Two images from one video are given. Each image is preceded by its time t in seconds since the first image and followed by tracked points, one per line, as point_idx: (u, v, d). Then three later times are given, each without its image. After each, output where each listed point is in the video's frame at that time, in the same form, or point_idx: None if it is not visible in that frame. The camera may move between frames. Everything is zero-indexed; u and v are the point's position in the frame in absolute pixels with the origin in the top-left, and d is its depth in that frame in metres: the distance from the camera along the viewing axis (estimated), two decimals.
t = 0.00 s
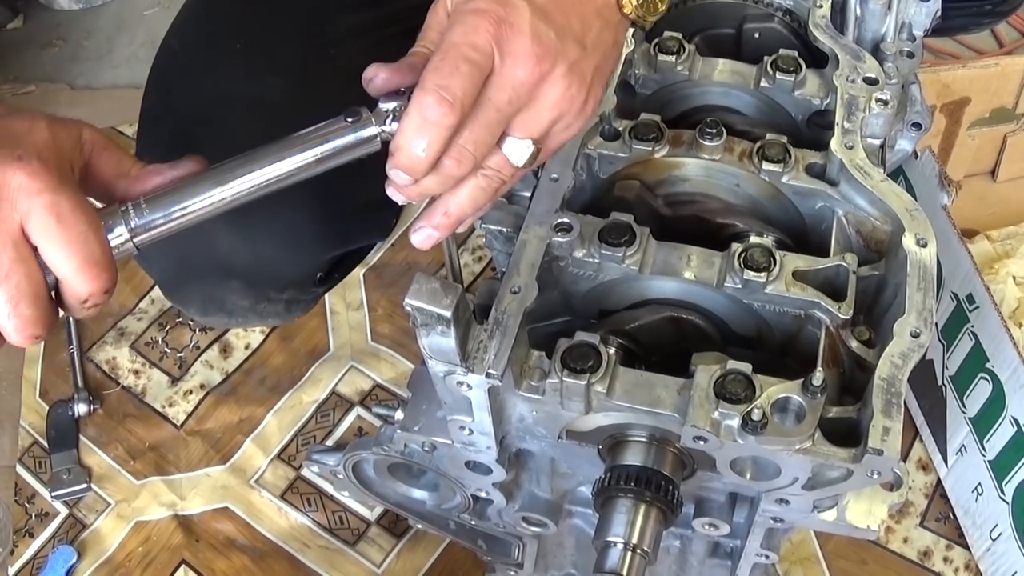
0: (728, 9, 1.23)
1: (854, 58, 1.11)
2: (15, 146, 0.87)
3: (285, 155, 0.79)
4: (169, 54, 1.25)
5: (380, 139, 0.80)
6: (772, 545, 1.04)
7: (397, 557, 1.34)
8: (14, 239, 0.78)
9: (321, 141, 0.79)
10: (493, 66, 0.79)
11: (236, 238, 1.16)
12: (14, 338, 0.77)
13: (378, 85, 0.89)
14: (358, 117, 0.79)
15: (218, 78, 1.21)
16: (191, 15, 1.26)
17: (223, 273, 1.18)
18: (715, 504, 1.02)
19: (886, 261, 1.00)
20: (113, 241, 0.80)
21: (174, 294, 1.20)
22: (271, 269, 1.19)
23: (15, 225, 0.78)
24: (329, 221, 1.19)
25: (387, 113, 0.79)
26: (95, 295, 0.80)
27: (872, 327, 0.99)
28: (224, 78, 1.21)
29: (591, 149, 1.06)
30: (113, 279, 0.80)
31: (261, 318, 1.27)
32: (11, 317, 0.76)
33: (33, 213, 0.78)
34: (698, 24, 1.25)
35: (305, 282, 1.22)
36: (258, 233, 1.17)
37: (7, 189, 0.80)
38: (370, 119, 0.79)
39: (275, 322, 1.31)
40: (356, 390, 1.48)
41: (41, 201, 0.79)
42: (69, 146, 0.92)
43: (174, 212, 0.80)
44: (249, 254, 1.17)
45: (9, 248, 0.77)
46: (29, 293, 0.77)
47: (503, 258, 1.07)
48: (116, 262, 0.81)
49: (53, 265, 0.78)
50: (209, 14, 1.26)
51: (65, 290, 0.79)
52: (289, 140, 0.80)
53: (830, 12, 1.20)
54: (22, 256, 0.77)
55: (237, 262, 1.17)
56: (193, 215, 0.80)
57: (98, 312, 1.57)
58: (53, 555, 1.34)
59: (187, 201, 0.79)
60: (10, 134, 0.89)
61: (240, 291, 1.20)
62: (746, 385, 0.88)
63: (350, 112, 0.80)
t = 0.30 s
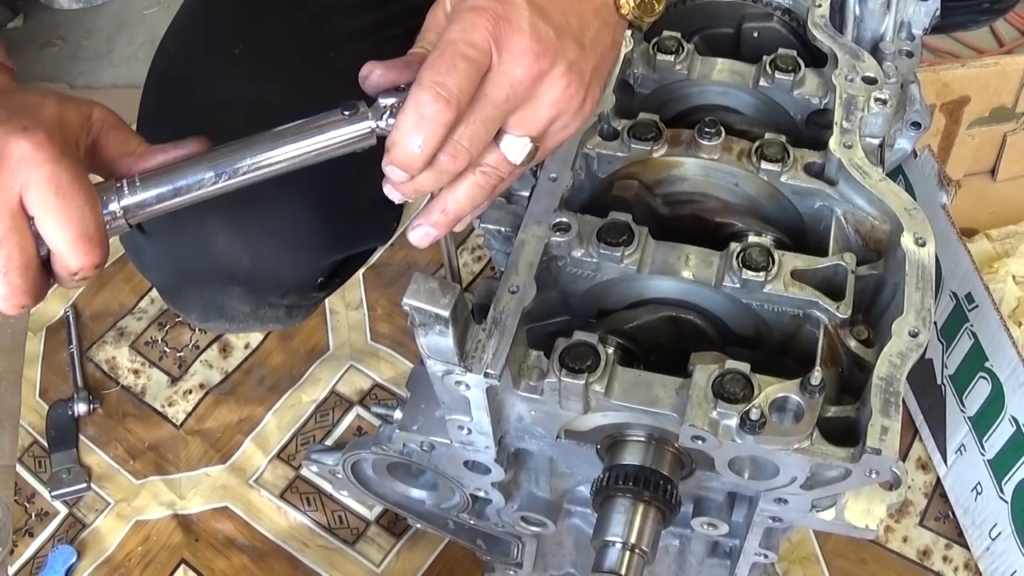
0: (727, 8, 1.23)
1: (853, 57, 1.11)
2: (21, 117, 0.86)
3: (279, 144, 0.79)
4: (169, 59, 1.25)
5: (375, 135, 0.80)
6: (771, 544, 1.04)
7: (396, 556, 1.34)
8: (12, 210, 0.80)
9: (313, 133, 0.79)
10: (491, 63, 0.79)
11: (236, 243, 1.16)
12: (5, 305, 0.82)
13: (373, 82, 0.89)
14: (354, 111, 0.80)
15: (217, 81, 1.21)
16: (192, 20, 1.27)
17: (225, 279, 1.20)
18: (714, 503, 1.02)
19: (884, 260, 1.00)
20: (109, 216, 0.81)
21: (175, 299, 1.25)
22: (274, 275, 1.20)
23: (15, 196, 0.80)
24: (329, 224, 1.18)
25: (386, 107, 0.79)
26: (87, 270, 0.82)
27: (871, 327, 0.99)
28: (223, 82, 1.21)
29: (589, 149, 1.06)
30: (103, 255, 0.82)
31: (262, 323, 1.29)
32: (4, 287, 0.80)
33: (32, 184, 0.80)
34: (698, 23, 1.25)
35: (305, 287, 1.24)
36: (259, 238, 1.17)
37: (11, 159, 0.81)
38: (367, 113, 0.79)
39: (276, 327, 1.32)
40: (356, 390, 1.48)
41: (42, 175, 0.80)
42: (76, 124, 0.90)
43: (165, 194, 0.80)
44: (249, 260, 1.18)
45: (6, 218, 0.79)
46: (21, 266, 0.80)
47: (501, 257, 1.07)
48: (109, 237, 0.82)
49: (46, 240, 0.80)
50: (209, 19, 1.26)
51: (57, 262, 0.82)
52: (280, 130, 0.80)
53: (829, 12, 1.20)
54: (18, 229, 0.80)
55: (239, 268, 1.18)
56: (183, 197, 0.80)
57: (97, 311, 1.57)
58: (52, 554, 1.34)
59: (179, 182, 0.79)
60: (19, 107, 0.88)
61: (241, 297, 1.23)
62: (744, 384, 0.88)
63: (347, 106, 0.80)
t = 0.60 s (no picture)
0: (725, 8, 1.23)
1: (851, 57, 1.11)
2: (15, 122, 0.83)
3: (277, 147, 0.79)
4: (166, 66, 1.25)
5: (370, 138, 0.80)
6: (770, 544, 1.04)
7: (397, 557, 1.34)
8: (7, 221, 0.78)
9: (312, 135, 0.79)
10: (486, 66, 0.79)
11: (231, 250, 1.16)
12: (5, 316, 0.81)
13: (366, 84, 0.89)
14: (351, 113, 0.80)
15: (211, 88, 1.21)
16: (189, 27, 1.27)
17: (221, 286, 1.20)
18: (713, 503, 1.02)
19: (883, 260, 1.00)
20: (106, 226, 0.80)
21: (173, 306, 1.25)
22: (268, 279, 1.20)
23: (9, 207, 0.78)
24: (325, 231, 1.18)
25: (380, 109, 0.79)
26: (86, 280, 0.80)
27: (870, 326, 0.99)
28: (217, 90, 1.21)
29: (588, 149, 1.06)
30: (101, 266, 0.80)
31: (259, 329, 1.30)
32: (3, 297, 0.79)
33: (26, 195, 0.77)
34: (696, 24, 1.25)
35: (301, 294, 1.24)
36: (254, 244, 1.17)
37: (4, 170, 0.79)
38: (363, 115, 0.79)
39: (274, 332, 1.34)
40: (355, 391, 1.48)
41: (36, 184, 0.78)
42: (73, 130, 0.87)
43: (164, 201, 0.80)
44: (244, 267, 1.18)
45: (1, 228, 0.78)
46: (19, 276, 0.79)
47: (500, 258, 1.07)
48: (105, 247, 0.81)
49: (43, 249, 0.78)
50: (205, 24, 1.26)
51: (55, 273, 0.80)
52: (279, 135, 0.80)
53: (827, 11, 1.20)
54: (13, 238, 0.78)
55: (233, 276, 1.18)
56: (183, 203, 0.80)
57: (98, 313, 1.58)
58: (53, 555, 1.34)
59: (178, 189, 0.80)
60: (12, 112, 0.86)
61: (237, 304, 1.23)
62: (742, 384, 0.88)
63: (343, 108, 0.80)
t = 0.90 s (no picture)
0: (726, 10, 1.23)
1: (853, 59, 1.12)
2: None
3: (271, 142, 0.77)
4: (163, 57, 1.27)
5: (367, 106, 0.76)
6: (771, 546, 1.04)
7: (398, 558, 1.34)
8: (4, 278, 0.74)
9: (306, 123, 0.77)
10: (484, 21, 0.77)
11: (220, 239, 1.17)
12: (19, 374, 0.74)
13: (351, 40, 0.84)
14: (342, 86, 0.77)
15: (203, 79, 1.22)
16: (188, 17, 1.28)
17: (211, 274, 1.21)
18: (714, 505, 1.02)
19: (884, 262, 1.00)
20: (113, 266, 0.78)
21: (166, 296, 1.27)
22: (257, 268, 1.21)
23: None
24: (316, 223, 1.19)
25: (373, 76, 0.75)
26: (98, 321, 0.76)
27: (871, 328, 0.99)
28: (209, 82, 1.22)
29: (589, 151, 1.06)
30: (111, 299, 0.75)
31: (250, 320, 1.32)
32: (12, 350, 0.73)
33: (11, 245, 0.74)
34: (697, 26, 1.25)
35: (291, 282, 1.25)
36: (243, 234, 1.17)
37: None
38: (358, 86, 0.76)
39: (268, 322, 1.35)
40: (357, 393, 1.48)
41: (20, 230, 0.75)
42: (43, 164, 0.88)
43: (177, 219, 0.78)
44: (233, 256, 1.19)
45: None
46: (25, 324, 0.74)
47: (501, 260, 1.07)
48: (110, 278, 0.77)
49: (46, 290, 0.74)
50: (201, 15, 1.27)
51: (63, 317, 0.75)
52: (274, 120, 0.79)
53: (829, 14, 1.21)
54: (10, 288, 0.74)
55: (222, 264, 1.19)
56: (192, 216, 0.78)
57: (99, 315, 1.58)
58: (55, 556, 1.35)
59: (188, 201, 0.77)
60: None
61: (226, 292, 1.24)
62: (743, 386, 0.88)
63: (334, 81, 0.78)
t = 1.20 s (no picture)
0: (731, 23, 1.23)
1: (857, 73, 1.12)
2: None
3: None
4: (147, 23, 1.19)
5: None
6: (773, 560, 1.04)
7: (400, 567, 1.34)
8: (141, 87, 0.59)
9: None
10: None
11: (219, 237, 1.17)
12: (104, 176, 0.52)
13: None
14: None
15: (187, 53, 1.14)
16: None
17: (209, 273, 1.21)
18: (716, 519, 1.02)
19: (886, 277, 1.00)
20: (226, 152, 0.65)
21: (163, 293, 1.26)
22: (250, 265, 1.20)
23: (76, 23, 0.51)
24: (313, 225, 1.20)
25: None
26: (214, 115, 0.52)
27: (873, 343, 0.99)
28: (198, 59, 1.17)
29: (593, 164, 1.06)
30: (230, 91, 0.52)
31: (247, 318, 1.30)
32: (95, 141, 0.50)
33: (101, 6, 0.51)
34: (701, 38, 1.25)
35: (287, 283, 1.25)
36: (242, 232, 1.17)
37: None
38: None
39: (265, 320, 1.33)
40: (359, 401, 1.48)
41: None
42: None
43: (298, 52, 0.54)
44: (230, 254, 1.18)
45: (71, 48, 0.50)
46: (112, 113, 0.50)
47: (505, 272, 1.07)
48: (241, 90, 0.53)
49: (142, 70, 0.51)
50: None
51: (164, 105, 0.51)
52: None
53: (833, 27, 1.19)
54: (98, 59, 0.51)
55: (220, 263, 1.19)
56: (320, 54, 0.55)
57: (103, 320, 1.58)
58: (57, 561, 1.35)
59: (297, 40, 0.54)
60: None
61: (224, 291, 1.23)
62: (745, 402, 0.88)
63: None
